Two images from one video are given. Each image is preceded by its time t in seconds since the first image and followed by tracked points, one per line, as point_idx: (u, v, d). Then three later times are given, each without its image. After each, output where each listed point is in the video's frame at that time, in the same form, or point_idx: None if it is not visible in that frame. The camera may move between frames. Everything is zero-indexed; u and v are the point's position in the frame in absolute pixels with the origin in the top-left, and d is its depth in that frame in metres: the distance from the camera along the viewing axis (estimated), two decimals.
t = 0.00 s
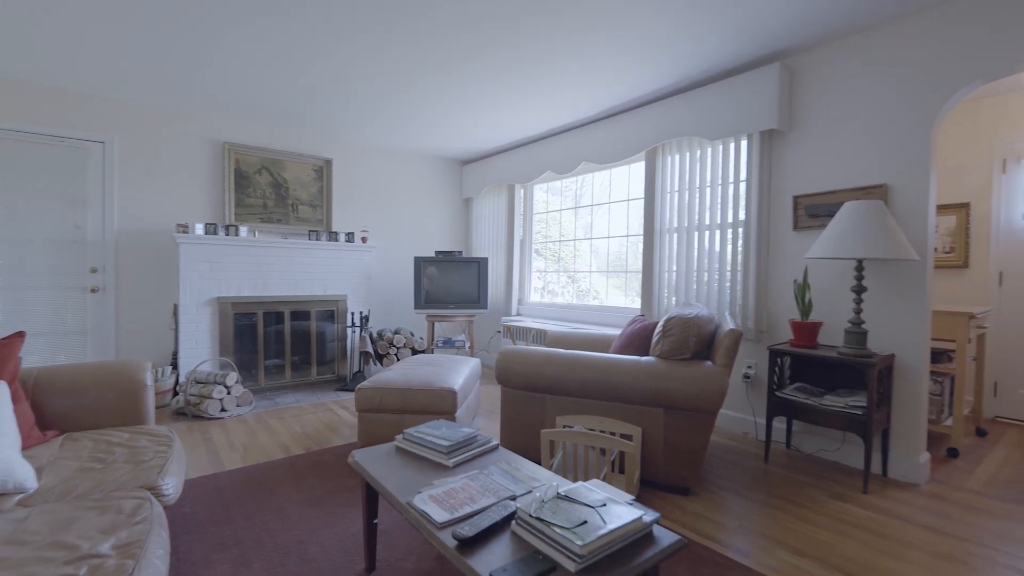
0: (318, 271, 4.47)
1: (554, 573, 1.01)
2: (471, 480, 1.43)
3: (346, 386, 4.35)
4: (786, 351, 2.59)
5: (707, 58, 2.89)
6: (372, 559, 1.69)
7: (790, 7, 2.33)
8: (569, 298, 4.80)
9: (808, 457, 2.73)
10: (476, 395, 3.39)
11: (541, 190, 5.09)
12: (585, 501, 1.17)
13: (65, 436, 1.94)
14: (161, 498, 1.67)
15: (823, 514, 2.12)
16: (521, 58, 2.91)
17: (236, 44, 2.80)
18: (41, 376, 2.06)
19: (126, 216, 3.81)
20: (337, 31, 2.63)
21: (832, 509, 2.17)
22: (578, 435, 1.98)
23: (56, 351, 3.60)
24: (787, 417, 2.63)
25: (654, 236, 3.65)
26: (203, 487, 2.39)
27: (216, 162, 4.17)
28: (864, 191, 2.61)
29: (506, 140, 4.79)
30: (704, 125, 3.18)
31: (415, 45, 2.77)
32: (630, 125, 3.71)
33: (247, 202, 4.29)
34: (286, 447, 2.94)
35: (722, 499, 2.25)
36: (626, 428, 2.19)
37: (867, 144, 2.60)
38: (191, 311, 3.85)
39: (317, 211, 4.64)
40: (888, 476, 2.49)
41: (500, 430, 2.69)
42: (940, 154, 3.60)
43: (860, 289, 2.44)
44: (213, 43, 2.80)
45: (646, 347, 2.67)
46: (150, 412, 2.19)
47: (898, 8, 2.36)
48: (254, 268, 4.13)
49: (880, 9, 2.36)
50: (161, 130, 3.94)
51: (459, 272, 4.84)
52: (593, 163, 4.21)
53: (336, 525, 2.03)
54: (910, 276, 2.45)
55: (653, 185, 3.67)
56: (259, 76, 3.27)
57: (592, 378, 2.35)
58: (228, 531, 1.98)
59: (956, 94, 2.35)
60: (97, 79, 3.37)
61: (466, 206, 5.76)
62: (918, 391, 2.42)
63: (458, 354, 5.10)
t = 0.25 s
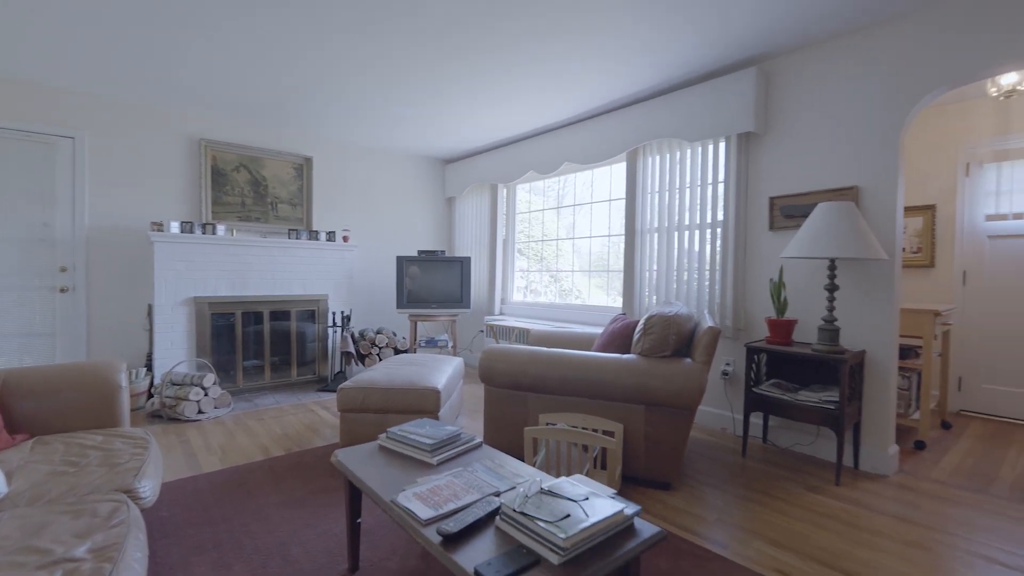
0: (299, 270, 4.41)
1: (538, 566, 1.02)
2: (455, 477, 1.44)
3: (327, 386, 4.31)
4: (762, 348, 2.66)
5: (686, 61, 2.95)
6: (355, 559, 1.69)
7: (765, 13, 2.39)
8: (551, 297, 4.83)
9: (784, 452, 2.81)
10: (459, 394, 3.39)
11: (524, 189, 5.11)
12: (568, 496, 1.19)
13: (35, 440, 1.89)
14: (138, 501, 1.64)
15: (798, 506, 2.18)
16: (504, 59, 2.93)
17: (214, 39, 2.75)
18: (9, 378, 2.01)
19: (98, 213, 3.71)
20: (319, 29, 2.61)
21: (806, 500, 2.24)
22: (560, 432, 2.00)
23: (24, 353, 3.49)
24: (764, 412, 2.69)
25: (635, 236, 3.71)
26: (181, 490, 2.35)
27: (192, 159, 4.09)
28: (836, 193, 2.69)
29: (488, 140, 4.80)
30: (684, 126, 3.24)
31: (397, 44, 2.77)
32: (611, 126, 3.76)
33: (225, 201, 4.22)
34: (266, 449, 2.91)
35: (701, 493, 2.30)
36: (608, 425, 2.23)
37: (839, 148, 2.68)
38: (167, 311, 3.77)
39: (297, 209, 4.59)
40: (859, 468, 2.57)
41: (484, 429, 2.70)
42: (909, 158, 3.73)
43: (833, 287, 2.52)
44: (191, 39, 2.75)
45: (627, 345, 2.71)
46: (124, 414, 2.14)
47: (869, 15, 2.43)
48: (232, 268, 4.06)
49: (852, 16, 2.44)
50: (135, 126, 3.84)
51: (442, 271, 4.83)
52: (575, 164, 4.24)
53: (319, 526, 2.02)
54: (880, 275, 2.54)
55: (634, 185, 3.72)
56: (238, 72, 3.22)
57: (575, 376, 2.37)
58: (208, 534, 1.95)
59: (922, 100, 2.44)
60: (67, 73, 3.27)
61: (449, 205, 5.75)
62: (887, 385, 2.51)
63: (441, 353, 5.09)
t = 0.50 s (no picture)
0: (282, 269, 4.37)
1: (525, 560, 1.04)
2: (442, 475, 1.44)
3: (312, 387, 4.27)
4: (744, 345, 2.71)
5: (669, 64, 2.99)
6: (341, 558, 1.68)
7: (747, 17, 2.44)
8: (538, 296, 4.85)
9: (765, 447, 2.86)
10: (446, 393, 3.39)
11: (510, 189, 5.12)
12: (553, 491, 1.21)
13: (10, 442, 1.85)
14: (118, 504, 1.61)
15: (778, 500, 2.23)
16: (489, 59, 2.94)
17: (196, 35, 2.72)
18: None
19: (74, 211, 3.63)
20: (303, 27, 2.59)
21: (787, 494, 2.28)
22: (546, 430, 2.02)
23: None
24: (746, 409, 2.75)
25: (620, 236, 3.74)
26: (162, 492, 2.31)
27: (172, 157, 4.02)
28: (815, 194, 2.75)
29: (474, 139, 4.80)
30: (668, 128, 3.28)
31: (383, 43, 2.76)
32: (596, 126, 3.79)
33: (206, 199, 4.15)
34: (249, 450, 2.87)
35: (684, 488, 2.33)
36: (594, 422, 2.25)
37: (818, 149, 2.75)
38: (147, 310, 3.71)
39: (281, 208, 4.54)
40: (837, 463, 2.64)
41: (470, 428, 2.71)
42: (885, 160, 3.82)
43: (812, 286, 2.58)
44: (172, 34, 2.71)
45: (612, 343, 2.74)
46: (103, 416, 2.11)
47: (847, 20, 2.50)
48: (214, 267, 4.01)
49: (829, 21, 2.50)
50: (113, 122, 3.77)
51: (428, 271, 4.82)
52: (560, 164, 4.27)
53: (304, 526, 2.01)
54: (857, 274, 2.60)
55: (619, 186, 3.76)
56: (220, 69, 3.18)
57: (561, 375, 2.39)
58: (190, 537, 1.93)
59: (897, 104, 2.51)
60: (41, 67, 3.20)
61: (435, 204, 5.74)
62: (864, 382, 2.58)
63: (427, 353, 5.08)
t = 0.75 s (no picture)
0: (266, 269, 4.32)
1: (511, 555, 1.05)
2: (428, 473, 1.45)
3: (297, 387, 4.23)
4: (727, 343, 2.75)
5: (654, 66, 3.02)
6: (327, 558, 1.68)
7: (729, 21, 2.48)
8: (524, 296, 4.87)
9: (747, 443, 2.92)
10: (432, 393, 3.39)
11: (497, 189, 5.13)
12: (539, 488, 1.22)
13: None
14: (99, 506, 1.59)
15: (760, 495, 2.27)
16: (476, 59, 2.95)
17: (178, 31, 2.68)
18: None
19: (50, 209, 3.55)
20: (289, 24, 2.58)
21: (768, 489, 2.33)
22: (533, 428, 2.04)
23: None
24: (728, 406, 2.79)
25: (606, 235, 3.78)
26: (143, 495, 2.28)
27: (152, 154, 3.96)
28: (796, 195, 2.81)
29: (461, 139, 4.80)
30: (652, 129, 3.32)
31: (369, 42, 2.75)
32: (582, 127, 3.82)
33: (188, 197, 4.09)
34: (233, 451, 2.84)
35: (669, 485, 2.37)
36: (580, 420, 2.28)
37: (797, 151, 2.81)
38: (126, 311, 3.64)
39: (265, 206, 4.49)
40: (817, 458, 2.70)
41: (457, 427, 2.71)
42: (863, 162, 3.91)
43: (792, 285, 2.63)
44: (153, 30, 2.67)
45: (599, 342, 2.77)
46: (82, 417, 2.07)
47: (825, 26, 2.56)
48: (196, 266, 3.95)
49: (809, 26, 2.56)
50: (90, 118, 3.69)
51: (414, 270, 4.81)
52: (546, 163, 4.29)
53: (289, 527, 2.00)
54: (835, 273, 2.67)
55: (605, 186, 3.79)
56: (203, 66, 3.14)
57: (547, 373, 2.41)
58: (173, 539, 1.91)
59: (874, 107, 2.57)
60: (16, 61, 3.12)
61: (421, 203, 5.72)
62: (843, 378, 2.64)
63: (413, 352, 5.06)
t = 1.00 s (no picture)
0: (251, 268, 4.28)
1: (498, 550, 1.06)
2: (416, 471, 1.46)
3: (282, 388, 4.19)
4: (711, 341, 2.80)
5: (639, 67, 3.06)
6: (313, 558, 1.67)
7: (713, 24, 2.52)
8: (512, 295, 4.89)
9: (731, 440, 2.97)
10: (420, 392, 3.39)
11: (484, 188, 5.14)
12: (526, 484, 1.24)
13: None
14: (79, 509, 1.57)
15: (743, 490, 2.32)
16: (463, 59, 2.95)
17: (160, 27, 2.64)
18: None
19: (27, 207, 3.47)
20: (274, 22, 2.56)
21: (751, 484, 2.38)
22: (520, 426, 2.05)
23: None
24: (712, 403, 2.84)
25: (592, 235, 3.81)
26: (125, 498, 2.25)
27: (133, 152, 3.89)
28: (777, 196, 2.86)
29: (448, 138, 4.80)
30: (638, 130, 3.36)
31: (356, 40, 2.74)
32: (569, 127, 3.84)
33: (170, 195, 4.03)
34: (217, 453, 2.81)
35: (654, 481, 2.40)
36: (566, 418, 2.30)
37: (779, 153, 2.86)
38: (106, 311, 3.58)
39: (249, 205, 4.44)
40: (798, 453, 2.76)
41: (445, 426, 2.72)
42: (842, 164, 4.00)
43: (774, 284, 2.68)
44: (134, 26, 2.63)
45: (585, 340, 2.79)
46: (61, 419, 2.03)
47: (806, 30, 2.61)
48: (179, 266, 3.90)
49: (789, 31, 2.61)
50: (69, 114, 3.62)
51: (401, 269, 4.80)
52: (534, 163, 4.31)
53: (275, 528, 1.98)
54: (816, 272, 2.72)
55: (591, 186, 3.82)
56: (186, 63, 3.10)
57: (534, 371, 2.43)
58: (156, 541, 1.88)
59: (852, 110, 2.63)
60: None
61: (408, 202, 5.71)
62: (823, 375, 2.70)
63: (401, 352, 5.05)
